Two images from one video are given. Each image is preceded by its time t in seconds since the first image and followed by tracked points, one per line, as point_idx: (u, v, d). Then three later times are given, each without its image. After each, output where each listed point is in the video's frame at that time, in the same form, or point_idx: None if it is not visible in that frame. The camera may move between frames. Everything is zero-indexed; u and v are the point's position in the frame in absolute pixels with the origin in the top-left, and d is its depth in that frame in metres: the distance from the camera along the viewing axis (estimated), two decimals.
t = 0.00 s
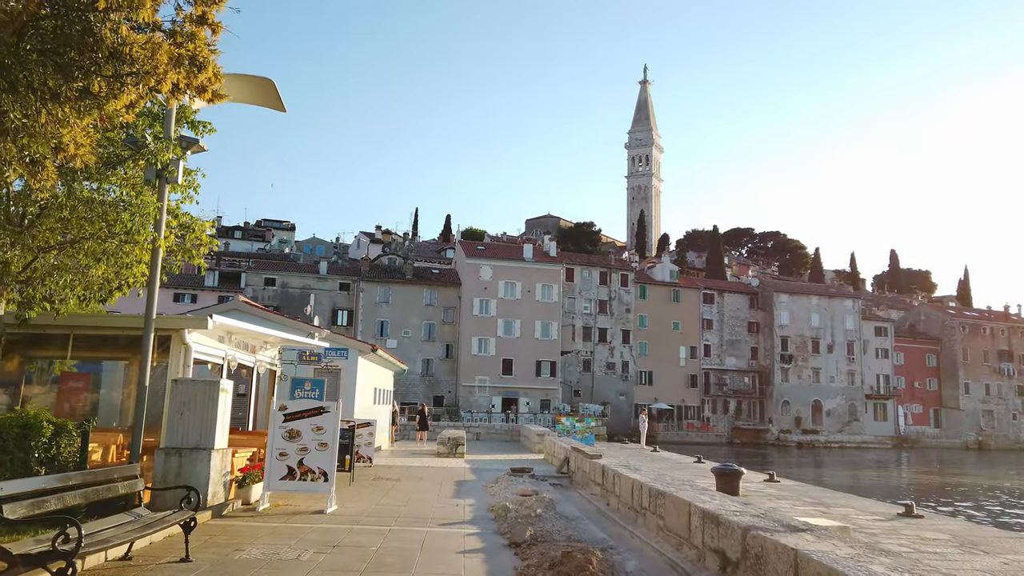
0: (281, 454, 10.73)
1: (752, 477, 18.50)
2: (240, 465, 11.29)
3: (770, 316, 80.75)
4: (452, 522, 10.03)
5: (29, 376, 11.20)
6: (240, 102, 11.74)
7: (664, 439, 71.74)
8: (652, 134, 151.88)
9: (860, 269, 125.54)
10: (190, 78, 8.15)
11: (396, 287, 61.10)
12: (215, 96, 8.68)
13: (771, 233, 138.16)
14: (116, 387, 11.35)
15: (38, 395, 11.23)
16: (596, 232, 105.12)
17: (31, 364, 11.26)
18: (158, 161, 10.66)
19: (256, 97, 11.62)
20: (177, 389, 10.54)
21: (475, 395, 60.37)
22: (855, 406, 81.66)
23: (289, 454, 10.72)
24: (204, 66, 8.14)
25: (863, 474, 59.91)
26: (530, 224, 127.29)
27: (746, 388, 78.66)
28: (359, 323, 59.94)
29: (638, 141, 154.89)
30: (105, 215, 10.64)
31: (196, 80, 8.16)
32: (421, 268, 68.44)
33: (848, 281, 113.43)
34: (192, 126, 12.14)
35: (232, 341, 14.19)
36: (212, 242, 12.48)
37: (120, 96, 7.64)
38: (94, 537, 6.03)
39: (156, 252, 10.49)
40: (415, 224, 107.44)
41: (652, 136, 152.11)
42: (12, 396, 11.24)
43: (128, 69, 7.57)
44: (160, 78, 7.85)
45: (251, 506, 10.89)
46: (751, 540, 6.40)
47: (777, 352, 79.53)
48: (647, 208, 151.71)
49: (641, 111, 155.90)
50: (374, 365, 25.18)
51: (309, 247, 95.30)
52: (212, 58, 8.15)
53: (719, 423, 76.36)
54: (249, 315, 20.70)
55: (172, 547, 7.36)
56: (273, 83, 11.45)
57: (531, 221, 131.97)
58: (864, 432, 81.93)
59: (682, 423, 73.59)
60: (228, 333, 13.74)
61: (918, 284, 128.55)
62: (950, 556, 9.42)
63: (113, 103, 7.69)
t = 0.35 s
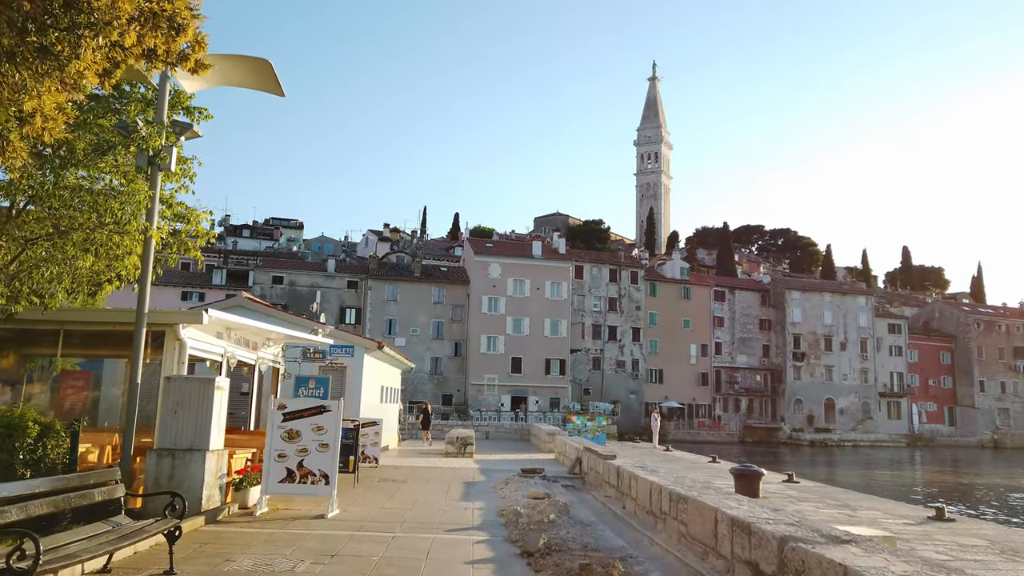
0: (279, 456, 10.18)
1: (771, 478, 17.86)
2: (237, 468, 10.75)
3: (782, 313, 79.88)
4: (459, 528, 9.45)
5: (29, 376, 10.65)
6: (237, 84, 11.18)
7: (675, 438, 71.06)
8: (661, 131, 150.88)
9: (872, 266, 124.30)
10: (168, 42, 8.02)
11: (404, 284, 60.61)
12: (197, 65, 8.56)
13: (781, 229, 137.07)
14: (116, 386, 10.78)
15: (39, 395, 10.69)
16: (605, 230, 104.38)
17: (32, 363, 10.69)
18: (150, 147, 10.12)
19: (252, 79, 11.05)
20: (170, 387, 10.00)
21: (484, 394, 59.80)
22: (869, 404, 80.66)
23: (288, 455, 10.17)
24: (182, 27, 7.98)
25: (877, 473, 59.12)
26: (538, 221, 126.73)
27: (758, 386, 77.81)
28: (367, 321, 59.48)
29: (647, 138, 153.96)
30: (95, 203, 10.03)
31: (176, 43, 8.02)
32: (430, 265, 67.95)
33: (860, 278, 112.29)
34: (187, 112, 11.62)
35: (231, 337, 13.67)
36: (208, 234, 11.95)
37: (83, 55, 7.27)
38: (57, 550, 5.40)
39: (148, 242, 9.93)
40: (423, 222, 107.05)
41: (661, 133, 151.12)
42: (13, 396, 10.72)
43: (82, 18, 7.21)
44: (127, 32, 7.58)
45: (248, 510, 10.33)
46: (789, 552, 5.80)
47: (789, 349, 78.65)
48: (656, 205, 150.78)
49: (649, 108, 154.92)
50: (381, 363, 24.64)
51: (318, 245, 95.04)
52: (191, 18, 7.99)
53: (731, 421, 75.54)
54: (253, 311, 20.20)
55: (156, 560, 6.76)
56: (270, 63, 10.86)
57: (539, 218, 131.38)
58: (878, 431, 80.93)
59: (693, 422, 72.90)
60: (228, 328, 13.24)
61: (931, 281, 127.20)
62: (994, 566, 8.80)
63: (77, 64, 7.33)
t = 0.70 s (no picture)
0: (277, 459, 9.61)
1: (791, 480, 17.20)
2: (235, 471, 10.20)
3: (794, 311, 78.94)
4: (468, 535, 8.87)
5: (31, 375, 10.19)
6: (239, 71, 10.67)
7: (686, 437, 70.33)
8: (671, 130, 149.90)
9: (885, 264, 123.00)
10: None
11: (412, 283, 60.13)
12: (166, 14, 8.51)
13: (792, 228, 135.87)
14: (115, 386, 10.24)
15: (39, 395, 10.22)
16: (614, 228, 103.61)
17: (33, 362, 10.21)
18: (140, 132, 9.70)
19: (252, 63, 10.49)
20: (162, 386, 9.45)
21: (493, 393, 59.25)
22: (882, 404, 79.57)
23: (287, 458, 9.60)
24: None
25: (891, 473, 58.26)
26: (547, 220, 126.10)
27: (770, 386, 76.95)
28: (375, 320, 59.05)
29: (656, 137, 153.00)
30: (86, 192, 9.54)
31: None
32: (438, 264, 67.43)
33: (873, 277, 111.08)
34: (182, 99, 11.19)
35: (230, 334, 13.13)
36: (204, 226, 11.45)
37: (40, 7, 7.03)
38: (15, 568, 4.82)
39: (140, 233, 9.39)
40: (431, 221, 106.62)
41: (670, 132, 150.14)
42: (17, 396, 10.29)
43: None
44: None
45: (245, 516, 9.77)
46: (837, 568, 5.21)
47: (801, 348, 77.72)
48: (665, 204, 149.83)
49: (658, 107, 153.94)
50: (389, 362, 24.08)
51: (326, 244, 94.72)
52: None
53: (743, 421, 74.69)
54: (257, 308, 19.67)
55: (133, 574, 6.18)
56: (270, 46, 10.28)
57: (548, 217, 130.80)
58: (892, 431, 79.88)
59: (704, 421, 72.19)
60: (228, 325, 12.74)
61: (944, 279, 125.74)
62: None
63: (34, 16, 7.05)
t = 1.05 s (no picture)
0: (274, 462, 9.05)
1: (812, 483, 16.57)
2: (230, 475, 9.66)
3: (806, 310, 77.99)
4: (476, 545, 8.31)
5: (31, 375, 9.81)
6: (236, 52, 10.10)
7: (697, 438, 69.55)
8: (680, 129, 148.96)
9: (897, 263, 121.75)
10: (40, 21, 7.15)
11: (420, 283, 59.64)
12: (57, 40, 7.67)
13: (803, 227, 134.75)
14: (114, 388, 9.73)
15: (38, 395, 9.84)
16: (624, 228, 102.86)
17: (33, 362, 9.83)
18: (129, 118, 9.31)
19: (247, 43, 9.90)
20: (152, 386, 8.94)
21: (502, 393, 58.69)
22: (896, 404, 78.48)
23: (284, 462, 9.05)
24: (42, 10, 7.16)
25: (906, 474, 57.37)
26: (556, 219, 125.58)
27: (782, 386, 76.07)
28: (383, 320, 58.60)
29: (665, 135, 152.07)
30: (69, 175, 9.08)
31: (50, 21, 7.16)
32: (447, 264, 66.98)
33: (885, 276, 109.91)
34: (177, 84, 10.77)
35: (229, 331, 12.62)
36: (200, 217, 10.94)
37: None
38: None
39: (129, 222, 8.91)
40: (439, 221, 106.22)
41: (680, 130, 149.22)
42: (16, 398, 9.93)
43: None
44: None
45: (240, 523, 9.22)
46: None
47: (814, 348, 76.78)
48: (675, 203, 148.86)
49: (667, 106, 152.95)
50: (396, 361, 23.53)
51: (334, 244, 94.46)
52: None
53: (754, 422, 73.89)
54: (259, 306, 19.18)
55: None
56: (266, 26, 9.67)
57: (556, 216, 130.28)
58: (906, 431, 78.86)
59: (715, 422, 71.48)
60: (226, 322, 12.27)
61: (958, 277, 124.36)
62: None
63: None
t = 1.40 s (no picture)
0: (269, 465, 8.49)
1: (835, 486, 15.90)
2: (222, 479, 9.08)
3: (818, 309, 77.00)
4: (483, 554, 7.71)
5: (28, 376, 9.31)
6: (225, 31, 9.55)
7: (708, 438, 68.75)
8: (689, 127, 147.91)
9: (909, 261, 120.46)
10: None
11: (428, 281, 59.13)
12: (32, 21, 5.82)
13: (813, 225, 133.61)
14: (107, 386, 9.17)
15: (38, 396, 9.35)
16: (632, 226, 102.12)
17: (30, 362, 9.32)
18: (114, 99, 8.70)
19: (237, 21, 9.34)
20: (138, 383, 8.39)
21: (511, 393, 58.06)
22: (910, 403, 77.40)
23: (279, 464, 8.48)
24: None
25: (920, 474, 56.48)
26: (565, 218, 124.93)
27: (794, 385, 75.15)
28: (390, 320, 58.13)
29: (674, 134, 151.05)
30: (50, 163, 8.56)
31: None
32: (454, 263, 66.44)
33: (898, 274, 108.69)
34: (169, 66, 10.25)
35: (225, 328, 12.08)
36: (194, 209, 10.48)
37: None
38: None
39: (113, 211, 8.45)
40: (447, 220, 105.77)
41: (688, 129, 148.20)
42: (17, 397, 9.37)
43: None
44: None
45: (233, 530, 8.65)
46: None
47: (826, 346, 75.79)
48: (684, 201, 147.78)
49: (676, 104, 151.97)
50: (402, 359, 22.98)
51: (342, 243, 94.14)
52: None
53: (766, 421, 73.08)
54: (262, 303, 18.68)
55: None
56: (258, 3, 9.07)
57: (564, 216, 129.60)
58: (920, 431, 77.79)
59: (726, 421, 70.66)
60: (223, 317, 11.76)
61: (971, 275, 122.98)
62: None
63: None
